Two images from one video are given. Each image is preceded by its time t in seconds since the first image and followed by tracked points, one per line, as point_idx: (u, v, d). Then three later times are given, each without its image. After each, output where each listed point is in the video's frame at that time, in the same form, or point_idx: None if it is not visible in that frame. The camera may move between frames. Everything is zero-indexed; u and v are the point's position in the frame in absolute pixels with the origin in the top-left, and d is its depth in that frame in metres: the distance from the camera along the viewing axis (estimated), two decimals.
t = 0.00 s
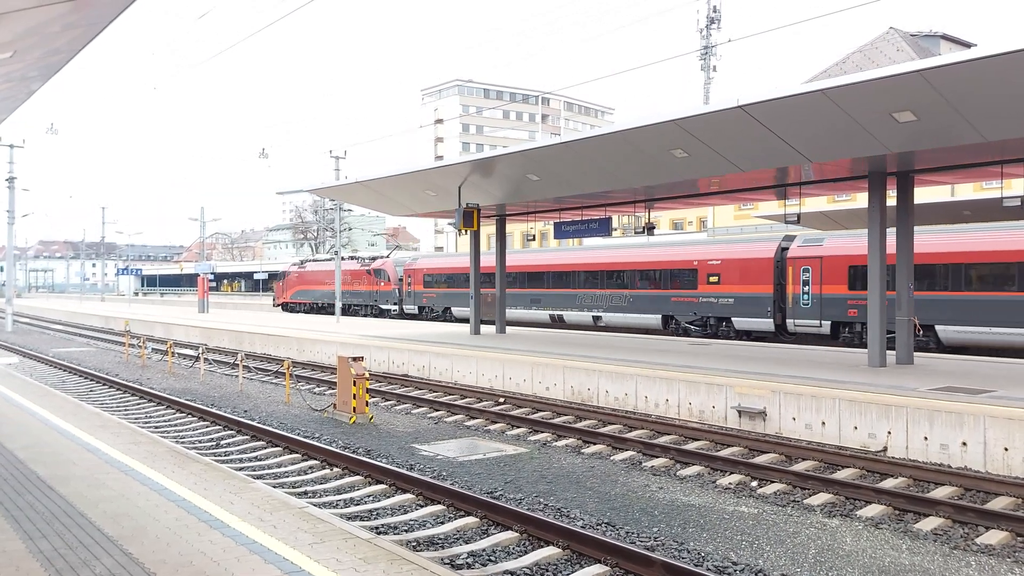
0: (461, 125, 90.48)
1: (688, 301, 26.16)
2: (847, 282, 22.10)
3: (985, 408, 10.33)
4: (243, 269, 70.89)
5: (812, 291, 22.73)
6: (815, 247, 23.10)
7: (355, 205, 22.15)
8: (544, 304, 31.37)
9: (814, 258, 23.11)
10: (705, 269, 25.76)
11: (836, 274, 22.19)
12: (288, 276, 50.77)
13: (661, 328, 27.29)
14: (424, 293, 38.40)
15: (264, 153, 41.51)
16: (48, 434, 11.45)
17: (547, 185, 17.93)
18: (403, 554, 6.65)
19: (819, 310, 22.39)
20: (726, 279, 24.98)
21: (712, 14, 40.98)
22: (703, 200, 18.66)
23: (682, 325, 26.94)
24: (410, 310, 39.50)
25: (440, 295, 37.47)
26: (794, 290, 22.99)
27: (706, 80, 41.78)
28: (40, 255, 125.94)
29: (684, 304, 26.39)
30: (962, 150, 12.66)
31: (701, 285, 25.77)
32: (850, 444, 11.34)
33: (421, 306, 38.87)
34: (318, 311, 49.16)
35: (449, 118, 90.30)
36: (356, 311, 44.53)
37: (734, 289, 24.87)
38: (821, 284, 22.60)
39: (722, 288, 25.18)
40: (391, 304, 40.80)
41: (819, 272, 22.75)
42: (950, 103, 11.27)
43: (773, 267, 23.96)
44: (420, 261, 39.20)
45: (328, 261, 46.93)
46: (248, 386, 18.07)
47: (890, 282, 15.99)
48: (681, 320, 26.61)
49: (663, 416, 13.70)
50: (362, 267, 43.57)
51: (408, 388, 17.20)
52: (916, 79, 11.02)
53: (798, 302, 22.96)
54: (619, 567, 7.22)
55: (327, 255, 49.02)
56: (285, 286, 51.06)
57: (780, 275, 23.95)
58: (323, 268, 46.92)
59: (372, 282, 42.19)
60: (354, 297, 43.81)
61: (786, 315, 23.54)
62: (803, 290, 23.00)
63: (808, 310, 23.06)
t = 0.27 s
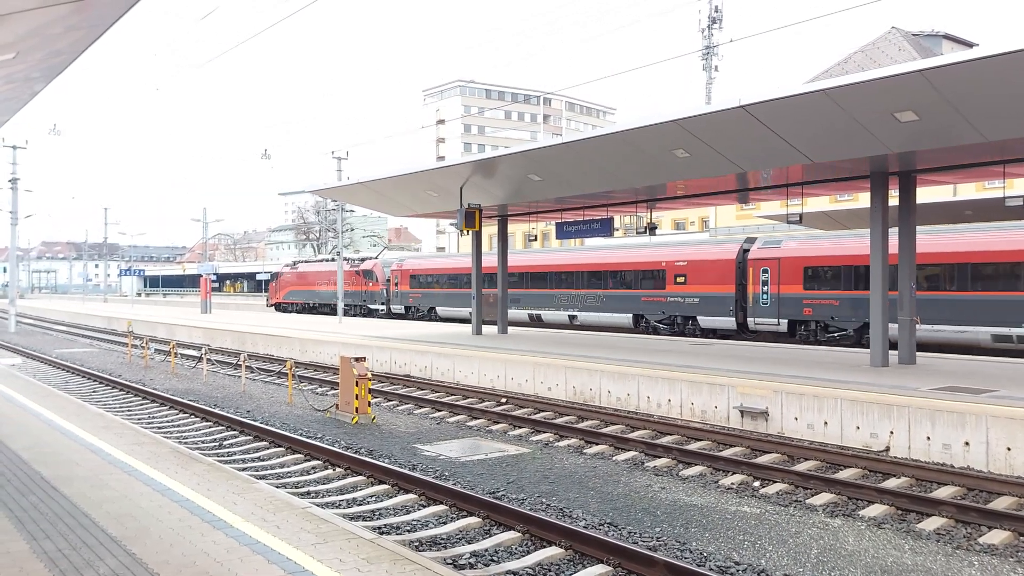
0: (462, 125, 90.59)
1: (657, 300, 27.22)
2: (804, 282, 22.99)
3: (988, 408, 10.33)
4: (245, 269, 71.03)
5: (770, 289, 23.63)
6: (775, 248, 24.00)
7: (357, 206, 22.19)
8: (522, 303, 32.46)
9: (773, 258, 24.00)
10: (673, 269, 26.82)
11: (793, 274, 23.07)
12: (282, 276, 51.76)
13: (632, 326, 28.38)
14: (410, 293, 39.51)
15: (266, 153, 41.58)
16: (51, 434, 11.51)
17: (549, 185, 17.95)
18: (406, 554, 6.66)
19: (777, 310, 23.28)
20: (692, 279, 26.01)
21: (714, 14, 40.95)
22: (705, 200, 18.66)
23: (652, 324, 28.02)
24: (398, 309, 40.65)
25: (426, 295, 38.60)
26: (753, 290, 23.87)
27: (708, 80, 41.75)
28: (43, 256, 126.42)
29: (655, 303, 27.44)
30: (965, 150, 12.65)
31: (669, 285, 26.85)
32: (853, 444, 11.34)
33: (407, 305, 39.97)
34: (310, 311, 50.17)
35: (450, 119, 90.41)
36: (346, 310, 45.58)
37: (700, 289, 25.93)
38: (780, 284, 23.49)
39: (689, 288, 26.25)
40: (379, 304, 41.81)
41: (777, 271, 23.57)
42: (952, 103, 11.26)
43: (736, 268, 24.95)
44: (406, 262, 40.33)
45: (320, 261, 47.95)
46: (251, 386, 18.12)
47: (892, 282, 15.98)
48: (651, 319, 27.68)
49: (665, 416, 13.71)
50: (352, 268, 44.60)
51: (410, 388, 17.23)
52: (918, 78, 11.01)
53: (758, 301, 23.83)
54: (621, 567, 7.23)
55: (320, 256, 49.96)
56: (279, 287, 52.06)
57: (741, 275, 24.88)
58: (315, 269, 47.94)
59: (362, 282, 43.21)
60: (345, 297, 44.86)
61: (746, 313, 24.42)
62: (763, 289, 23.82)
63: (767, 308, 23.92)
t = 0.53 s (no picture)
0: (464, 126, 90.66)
1: (633, 300, 28.06)
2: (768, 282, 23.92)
3: (991, 408, 10.32)
4: (248, 270, 71.15)
5: (737, 290, 24.54)
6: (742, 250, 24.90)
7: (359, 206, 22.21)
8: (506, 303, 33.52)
9: (740, 259, 24.95)
10: (645, 270, 27.70)
11: (758, 274, 24.01)
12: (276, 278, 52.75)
13: (608, 325, 29.28)
14: (399, 293, 40.63)
15: (269, 154, 41.65)
16: (55, 434, 11.55)
17: (551, 185, 17.95)
18: (410, 554, 6.66)
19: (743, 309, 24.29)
20: (666, 280, 26.83)
21: (716, 13, 40.92)
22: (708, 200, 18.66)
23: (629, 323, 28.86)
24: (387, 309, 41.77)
25: (413, 295, 39.75)
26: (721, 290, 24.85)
27: (711, 79, 41.71)
28: (46, 257, 127.03)
29: (630, 302, 28.28)
30: (968, 150, 12.63)
31: (643, 285, 27.71)
32: (856, 444, 11.33)
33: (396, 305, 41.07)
34: (304, 312, 51.16)
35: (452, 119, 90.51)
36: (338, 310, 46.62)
37: (672, 289, 26.81)
38: (746, 284, 24.39)
39: (662, 288, 27.13)
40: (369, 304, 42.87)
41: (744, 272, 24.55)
42: (954, 102, 11.25)
43: (706, 268, 25.83)
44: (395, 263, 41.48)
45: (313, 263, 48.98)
46: (254, 387, 18.16)
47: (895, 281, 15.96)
48: (627, 318, 28.56)
49: (668, 416, 13.70)
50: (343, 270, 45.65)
51: (413, 388, 17.25)
52: (919, 78, 11.00)
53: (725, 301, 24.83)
54: (624, 567, 7.24)
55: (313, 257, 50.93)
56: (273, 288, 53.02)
57: (710, 275, 25.81)
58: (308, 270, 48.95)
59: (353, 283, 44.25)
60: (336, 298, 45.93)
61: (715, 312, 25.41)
62: (729, 289, 24.79)
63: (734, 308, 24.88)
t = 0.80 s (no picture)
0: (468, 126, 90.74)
1: (605, 299, 29.28)
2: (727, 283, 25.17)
3: (997, 408, 10.30)
4: (253, 271, 71.33)
5: (698, 290, 25.81)
6: (704, 251, 26.12)
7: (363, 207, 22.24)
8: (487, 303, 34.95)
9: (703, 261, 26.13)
10: (616, 271, 28.95)
11: (718, 275, 25.28)
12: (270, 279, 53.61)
13: (583, 324, 30.46)
14: (387, 294, 41.84)
15: (274, 155, 41.76)
16: (61, 434, 11.60)
17: (555, 185, 17.95)
18: (416, 554, 6.67)
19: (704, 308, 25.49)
20: (635, 280, 28.08)
21: (720, 13, 40.87)
22: (713, 200, 18.63)
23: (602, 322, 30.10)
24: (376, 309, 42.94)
25: (401, 295, 40.96)
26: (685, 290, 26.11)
27: (715, 79, 41.65)
28: (52, 258, 127.68)
29: (602, 302, 29.51)
30: (974, 149, 12.60)
31: (614, 285, 28.96)
32: (862, 444, 11.30)
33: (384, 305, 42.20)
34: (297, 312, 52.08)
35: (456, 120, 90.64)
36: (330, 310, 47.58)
37: (641, 288, 28.02)
38: (707, 284, 25.66)
39: (631, 288, 28.35)
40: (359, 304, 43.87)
41: (706, 272, 25.76)
42: (960, 101, 11.22)
43: (670, 269, 27.07)
44: (383, 265, 42.77)
45: (307, 264, 49.94)
46: (260, 387, 18.22)
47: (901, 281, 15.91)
48: (600, 317, 29.80)
49: (673, 416, 13.69)
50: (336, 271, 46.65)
51: (417, 388, 17.26)
52: (924, 77, 10.98)
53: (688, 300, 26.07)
54: (630, 567, 7.23)
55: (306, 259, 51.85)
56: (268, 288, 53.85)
57: (675, 276, 27.00)
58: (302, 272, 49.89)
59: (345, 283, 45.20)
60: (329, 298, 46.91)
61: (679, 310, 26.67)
62: (693, 289, 26.06)
63: (696, 307, 26.15)
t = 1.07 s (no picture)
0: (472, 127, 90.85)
1: (581, 300, 30.38)
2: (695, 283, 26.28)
3: (1002, 409, 10.26)
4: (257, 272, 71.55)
5: (668, 290, 26.90)
6: (674, 253, 27.18)
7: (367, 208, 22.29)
8: (471, 303, 36.23)
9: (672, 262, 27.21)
10: (591, 272, 30.11)
11: (685, 277, 26.43)
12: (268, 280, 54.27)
13: (562, 324, 31.50)
14: (378, 294, 42.74)
15: (279, 157, 41.91)
16: (67, 435, 11.67)
17: (559, 186, 17.94)
18: (420, 555, 6.67)
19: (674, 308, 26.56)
20: (610, 281, 29.17)
21: (724, 14, 40.82)
22: (717, 201, 18.60)
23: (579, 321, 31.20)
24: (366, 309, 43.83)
25: (391, 296, 41.86)
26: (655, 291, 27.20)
27: (720, 80, 41.59)
28: (58, 259, 128.27)
29: (579, 302, 30.61)
30: (980, 150, 12.55)
31: (589, 286, 30.10)
32: (867, 445, 11.27)
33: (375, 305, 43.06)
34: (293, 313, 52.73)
35: (460, 122, 90.77)
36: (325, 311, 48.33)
37: (615, 289, 29.16)
38: (676, 285, 26.80)
39: (605, 289, 29.49)
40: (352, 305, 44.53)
41: (675, 274, 26.85)
42: (965, 101, 11.19)
43: (642, 270, 28.12)
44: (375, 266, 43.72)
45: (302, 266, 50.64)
46: (264, 387, 18.29)
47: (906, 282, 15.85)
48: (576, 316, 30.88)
49: (677, 417, 13.69)
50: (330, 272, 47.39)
51: (422, 390, 17.27)
52: (930, 78, 10.95)
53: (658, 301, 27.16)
54: (634, 568, 7.22)
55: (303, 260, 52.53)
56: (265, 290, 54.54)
57: (647, 277, 28.06)
58: (297, 273, 50.58)
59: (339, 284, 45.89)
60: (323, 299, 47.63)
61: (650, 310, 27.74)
62: (663, 290, 27.19)
63: (666, 307, 27.25)
